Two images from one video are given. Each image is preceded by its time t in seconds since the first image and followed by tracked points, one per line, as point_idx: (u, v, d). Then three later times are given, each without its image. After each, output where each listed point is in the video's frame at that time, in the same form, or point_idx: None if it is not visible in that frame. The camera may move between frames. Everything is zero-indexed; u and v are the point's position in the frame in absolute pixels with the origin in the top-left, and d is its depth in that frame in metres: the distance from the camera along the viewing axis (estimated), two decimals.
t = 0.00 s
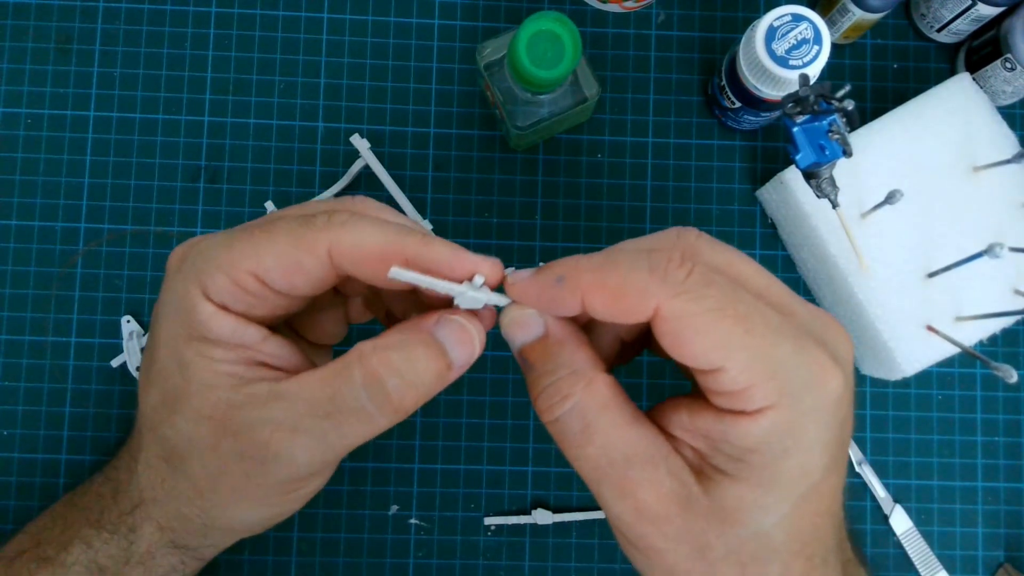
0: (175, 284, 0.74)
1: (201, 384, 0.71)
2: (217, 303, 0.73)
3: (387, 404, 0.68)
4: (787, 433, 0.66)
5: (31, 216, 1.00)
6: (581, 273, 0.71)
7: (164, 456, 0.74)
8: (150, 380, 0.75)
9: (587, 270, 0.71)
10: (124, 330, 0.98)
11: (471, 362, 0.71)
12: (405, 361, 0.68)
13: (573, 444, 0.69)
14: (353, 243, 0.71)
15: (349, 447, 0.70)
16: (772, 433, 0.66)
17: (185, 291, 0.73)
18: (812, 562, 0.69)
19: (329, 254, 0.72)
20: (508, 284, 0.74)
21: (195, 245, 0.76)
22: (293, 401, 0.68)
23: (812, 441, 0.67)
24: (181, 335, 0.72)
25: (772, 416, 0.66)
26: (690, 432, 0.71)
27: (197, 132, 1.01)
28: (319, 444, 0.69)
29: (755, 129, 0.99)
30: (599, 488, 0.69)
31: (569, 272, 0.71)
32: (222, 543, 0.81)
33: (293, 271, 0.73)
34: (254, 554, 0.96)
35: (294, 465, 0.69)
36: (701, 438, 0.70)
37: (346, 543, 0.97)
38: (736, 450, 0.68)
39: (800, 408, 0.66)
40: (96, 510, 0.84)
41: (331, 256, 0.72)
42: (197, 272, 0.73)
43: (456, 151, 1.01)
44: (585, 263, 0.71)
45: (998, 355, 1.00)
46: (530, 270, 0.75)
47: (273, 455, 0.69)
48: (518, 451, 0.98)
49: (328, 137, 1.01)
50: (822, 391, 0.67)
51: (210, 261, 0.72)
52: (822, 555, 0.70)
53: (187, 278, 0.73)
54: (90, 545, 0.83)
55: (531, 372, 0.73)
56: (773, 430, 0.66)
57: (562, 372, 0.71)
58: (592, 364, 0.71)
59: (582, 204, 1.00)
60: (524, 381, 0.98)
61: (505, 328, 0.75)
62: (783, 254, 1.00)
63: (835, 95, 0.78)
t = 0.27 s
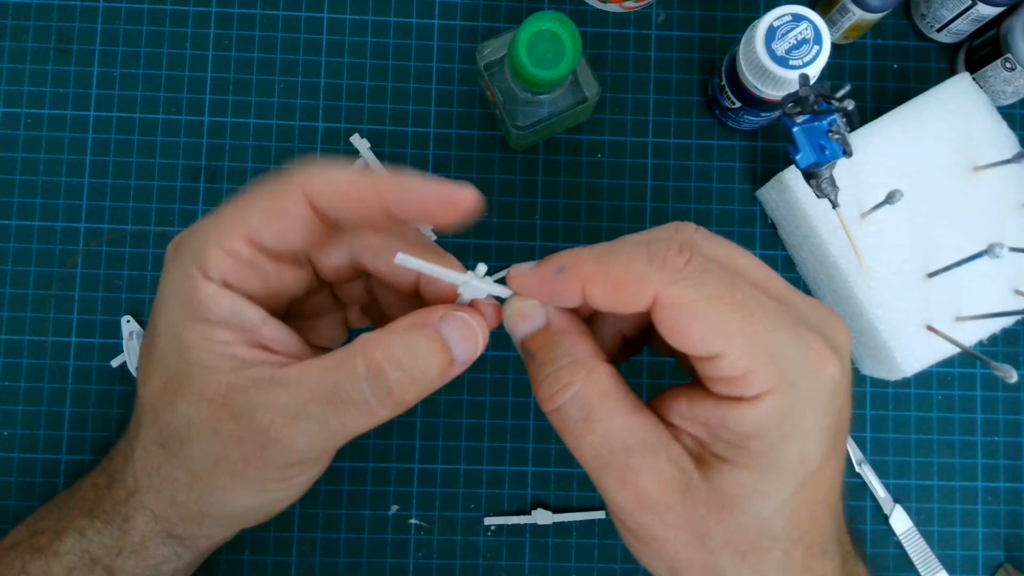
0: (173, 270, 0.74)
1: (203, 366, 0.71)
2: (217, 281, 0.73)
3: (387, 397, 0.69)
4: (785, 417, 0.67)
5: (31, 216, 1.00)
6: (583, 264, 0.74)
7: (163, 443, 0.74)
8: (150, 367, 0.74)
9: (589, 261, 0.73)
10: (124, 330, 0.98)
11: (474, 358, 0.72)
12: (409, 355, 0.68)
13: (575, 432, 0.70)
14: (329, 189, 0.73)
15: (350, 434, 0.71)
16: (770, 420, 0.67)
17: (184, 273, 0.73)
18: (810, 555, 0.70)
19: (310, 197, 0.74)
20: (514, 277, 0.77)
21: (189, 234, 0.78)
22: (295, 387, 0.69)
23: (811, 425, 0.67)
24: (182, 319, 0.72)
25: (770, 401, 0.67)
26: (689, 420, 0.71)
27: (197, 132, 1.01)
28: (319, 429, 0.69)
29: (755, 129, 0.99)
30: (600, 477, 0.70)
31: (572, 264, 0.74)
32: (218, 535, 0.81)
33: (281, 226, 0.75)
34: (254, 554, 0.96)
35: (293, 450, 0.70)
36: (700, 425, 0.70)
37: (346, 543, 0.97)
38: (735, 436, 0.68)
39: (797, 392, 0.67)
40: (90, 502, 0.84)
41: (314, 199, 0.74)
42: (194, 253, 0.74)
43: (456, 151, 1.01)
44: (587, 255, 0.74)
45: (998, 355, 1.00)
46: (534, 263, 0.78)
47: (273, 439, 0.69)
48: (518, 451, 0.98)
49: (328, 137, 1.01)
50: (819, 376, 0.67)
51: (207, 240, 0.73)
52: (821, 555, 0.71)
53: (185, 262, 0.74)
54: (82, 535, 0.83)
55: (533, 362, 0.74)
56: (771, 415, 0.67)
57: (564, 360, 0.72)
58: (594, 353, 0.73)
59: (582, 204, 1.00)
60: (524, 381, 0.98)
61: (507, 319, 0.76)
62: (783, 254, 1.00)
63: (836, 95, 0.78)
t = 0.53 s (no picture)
0: (180, 256, 0.74)
1: (211, 352, 0.71)
2: (224, 265, 0.74)
3: (395, 386, 0.70)
4: (783, 397, 0.67)
5: (31, 215, 1.00)
6: (583, 254, 0.74)
7: (168, 430, 0.74)
8: (156, 355, 0.74)
9: (588, 250, 0.74)
10: (124, 330, 0.98)
11: (479, 350, 0.74)
12: (418, 346, 0.70)
13: (578, 417, 0.71)
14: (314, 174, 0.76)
15: (357, 423, 0.72)
16: (769, 400, 0.68)
17: (191, 258, 0.73)
18: (809, 554, 0.71)
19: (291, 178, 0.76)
20: (517, 268, 0.78)
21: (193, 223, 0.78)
22: (304, 374, 0.70)
23: (807, 404, 0.68)
24: (191, 303, 0.72)
25: (769, 381, 0.68)
26: (689, 403, 0.72)
27: (197, 132, 1.01)
28: (327, 416, 0.70)
29: (755, 129, 0.99)
30: (602, 461, 0.70)
31: (573, 254, 0.75)
32: (222, 525, 0.81)
33: (276, 206, 0.76)
34: (254, 554, 0.96)
35: (301, 437, 0.71)
36: (701, 408, 0.71)
37: (346, 543, 0.97)
38: (735, 418, 0.69)
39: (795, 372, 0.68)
40: (92, 495, 0.84)
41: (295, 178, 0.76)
42: (200, 238, 0.74)
43: (456, 151, 1.01)
44: (586, 245, 0.75)
45: (998, 355, 1.00)
46: (535, 255, 0.79)
47: (283, 426, 0.70)
48: (518, 451, 0.98)
49: (328, 137, 1.01)
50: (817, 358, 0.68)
51: (210, 224, 0.74)
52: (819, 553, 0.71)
53: (191, 247, 0.74)
54: (84, 529, 0.83)
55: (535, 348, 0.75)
56: (771, 395, 0.68)
57: (566, 345, 0.73)
58: (595, 339, 0.73)
59: (582, 204, 1.00)
60: (524, 380, 0.98)
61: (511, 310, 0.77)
62: (783, 254, 1.00)
63: (836, 96, 0.78)
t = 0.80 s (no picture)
0: (183, 257, 0.75)
1: (214, 349, 0.71)
2: (224, 268, 0.74)
3: (399, 383, 0.71)
4: (781, 386, 0.68)
5: (31, 216, 1.00)
6: (584, 248, 0.75)
7: (171, 425, 0.74)
8: (160, 349, 0.75)
9: (588, 244, 0.75)
10: (124, 330, 0.98)
11: (481, 349, 0.74)
12: (421, 344, 0.70)
13: (578, 408, 0.70)
14: (325, 220, 0.74)
15: (361, 419, 0.73)
16: (767, 389, 0.68)
17: (194, 259, 0.74)
18: (808, 554, 0.71)
19: (303, 211, 0.74)
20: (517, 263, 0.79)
21: (196, 223, 0.78)
22: (309, 369, 0.70)
23: (804, 392, 0.68)
24: (194, 302, 0.73)
25: (766, 369, 0.68)
26: (688, 395, 0.72)
27: (196, 132, 1.01)
28: (331, 411, 0.71)
29: (755, 129, 0.99)
30: (603, 452, 0.70)
31: (573, 249, 0.76)
32: (223, 520, 0.82)
33: (281, 232, 0.74)
34: (254, 554, 0.96)
35: (306, 432, 0.71)
36: (700, 399, 0.71)
37: (346, 544, 0.97)
38: (734, 408, 0.69)
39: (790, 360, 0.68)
40: (92, 491, 0.84)
41: (306, 214, 0.74)
42: (203, 239, 0.74)
43: (456, 151, 1.01)
44: (586, 240, 0.75)
45: (998, 355, 1.00)
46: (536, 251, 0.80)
47: (288, 421, 0.71)
48: (518, 451, 0.98)
49: (328, 137, 1.01)
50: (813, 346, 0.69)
51: (214, 229, 0.74)
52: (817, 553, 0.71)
53: (194, 248, 0.74)
54: (84, 525, 0.83)
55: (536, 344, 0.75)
56: (768, 384, 0.68)
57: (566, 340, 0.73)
58: (595, 333, 0.74)
59: (582, 204, 1.00)
60: (524, 381, 0.98)
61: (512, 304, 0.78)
62: (783, 254, 1.00)
63: (836, 96, 0.78)
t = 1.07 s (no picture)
0: (185, 253, 0.75)
1: (218, 344, 0.71)
2: (228, 264, 0.74)
3: (400, 379, 0.71)
4: (779, 379, 0.68)
5: (31, 215, 1.00)
6: (583, 244, 0.75)
7: (174, 421, 0.75)
8: (162, 345, 0.75)
9: (587, 241, 0.75)
10: (124, 330, 0.98)
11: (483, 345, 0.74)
12: (423, 341, 0.70)
13: (578, 402, 0.71)
14: (328, 217, 0.74)
15: (362, 414, 0.73)
16: (766, 382, 0.68)
17: (197, 255, 0.74)
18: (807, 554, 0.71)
19: (306, 203, 0.74)
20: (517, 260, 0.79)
21: (198, 220, 0.78)
22: (312, 364, 0.70)
23: (803, 385, 0.68)
24: (197, 299, 0.73)
25: (765, 362, 0.68)
26: (687, 388, 0.72)
27: (197, 132, 1.01)
28: (334, 406, 0.71)
29: (755, 129, 0.99)
30: (603, 447, 0.70)
31: (573, 245, 0.75)
32: (224, 515, 0.83)
33: (284, 226, 0.74)
34: (254, 554, 0.96)
35: (308, 427, 0.72)
36: (700, 393, 0.71)
37: (346, 544, 0.97)
38: (734, 401, 0.69)
39: (790, 353, 0.68)
40: (93, 487, 0.84)
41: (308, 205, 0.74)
42: (205, 236, 0.74)
43: (456, 151, 1.01)
44: (586, 236, 0.75)
45: (998, 355, 1.00)
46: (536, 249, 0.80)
47: (290, 415, 0.71)
48: (518, 451, 0.98)
49: (328, 137, 1.01)
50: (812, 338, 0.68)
51: (217, 226, 0.73)
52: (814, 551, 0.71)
53: (196, 244, 0.74)
54: (85, 520, 0.83)
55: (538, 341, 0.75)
56: (767, 377, 0.68)
57: (567, 336, 0.73)
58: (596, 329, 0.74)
59: (582, 204, 1.00)
60: (524, 380, 0.98)
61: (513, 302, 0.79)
62: (783, 254, 1.00)
63: (836, 96, 0.78)
